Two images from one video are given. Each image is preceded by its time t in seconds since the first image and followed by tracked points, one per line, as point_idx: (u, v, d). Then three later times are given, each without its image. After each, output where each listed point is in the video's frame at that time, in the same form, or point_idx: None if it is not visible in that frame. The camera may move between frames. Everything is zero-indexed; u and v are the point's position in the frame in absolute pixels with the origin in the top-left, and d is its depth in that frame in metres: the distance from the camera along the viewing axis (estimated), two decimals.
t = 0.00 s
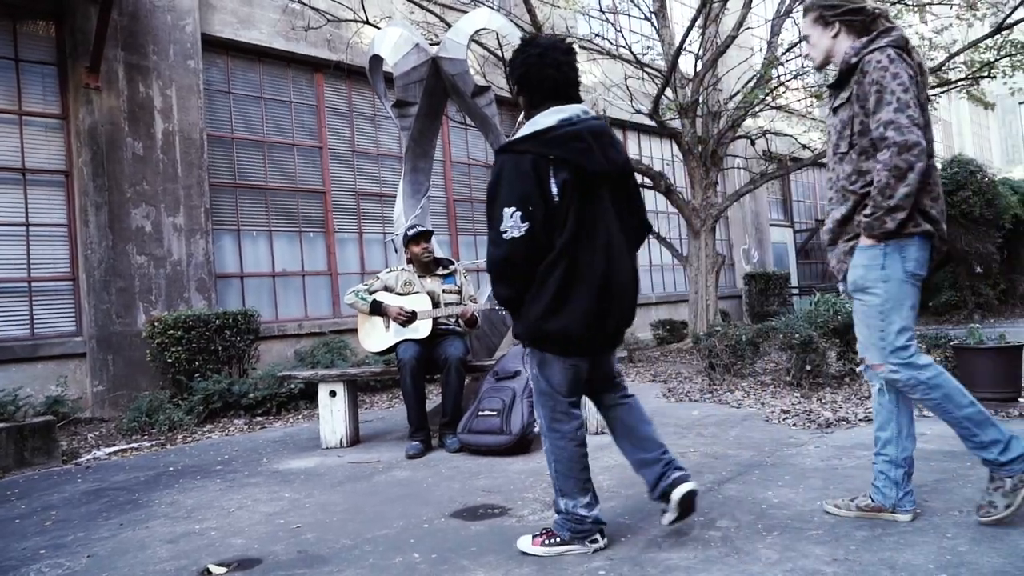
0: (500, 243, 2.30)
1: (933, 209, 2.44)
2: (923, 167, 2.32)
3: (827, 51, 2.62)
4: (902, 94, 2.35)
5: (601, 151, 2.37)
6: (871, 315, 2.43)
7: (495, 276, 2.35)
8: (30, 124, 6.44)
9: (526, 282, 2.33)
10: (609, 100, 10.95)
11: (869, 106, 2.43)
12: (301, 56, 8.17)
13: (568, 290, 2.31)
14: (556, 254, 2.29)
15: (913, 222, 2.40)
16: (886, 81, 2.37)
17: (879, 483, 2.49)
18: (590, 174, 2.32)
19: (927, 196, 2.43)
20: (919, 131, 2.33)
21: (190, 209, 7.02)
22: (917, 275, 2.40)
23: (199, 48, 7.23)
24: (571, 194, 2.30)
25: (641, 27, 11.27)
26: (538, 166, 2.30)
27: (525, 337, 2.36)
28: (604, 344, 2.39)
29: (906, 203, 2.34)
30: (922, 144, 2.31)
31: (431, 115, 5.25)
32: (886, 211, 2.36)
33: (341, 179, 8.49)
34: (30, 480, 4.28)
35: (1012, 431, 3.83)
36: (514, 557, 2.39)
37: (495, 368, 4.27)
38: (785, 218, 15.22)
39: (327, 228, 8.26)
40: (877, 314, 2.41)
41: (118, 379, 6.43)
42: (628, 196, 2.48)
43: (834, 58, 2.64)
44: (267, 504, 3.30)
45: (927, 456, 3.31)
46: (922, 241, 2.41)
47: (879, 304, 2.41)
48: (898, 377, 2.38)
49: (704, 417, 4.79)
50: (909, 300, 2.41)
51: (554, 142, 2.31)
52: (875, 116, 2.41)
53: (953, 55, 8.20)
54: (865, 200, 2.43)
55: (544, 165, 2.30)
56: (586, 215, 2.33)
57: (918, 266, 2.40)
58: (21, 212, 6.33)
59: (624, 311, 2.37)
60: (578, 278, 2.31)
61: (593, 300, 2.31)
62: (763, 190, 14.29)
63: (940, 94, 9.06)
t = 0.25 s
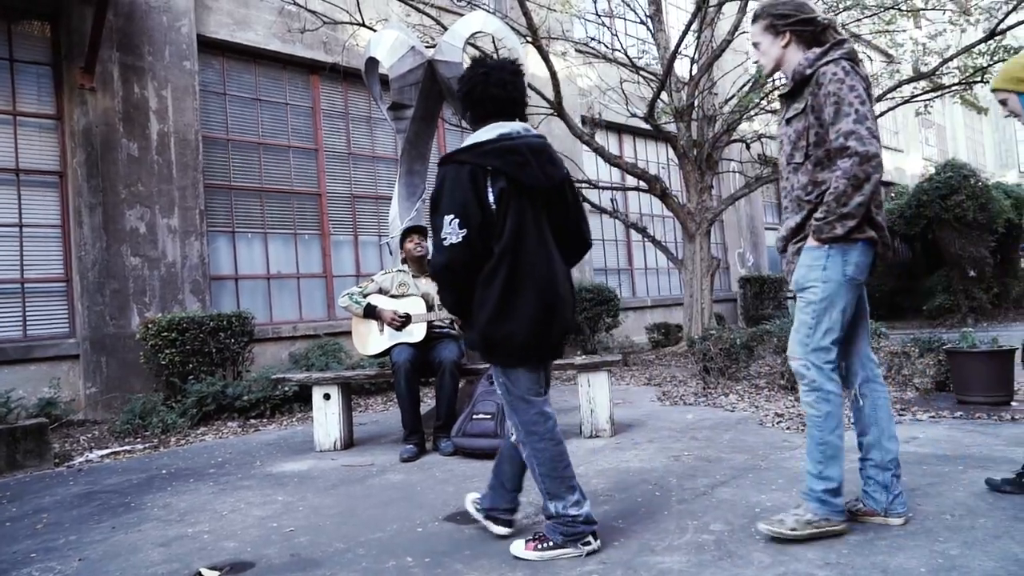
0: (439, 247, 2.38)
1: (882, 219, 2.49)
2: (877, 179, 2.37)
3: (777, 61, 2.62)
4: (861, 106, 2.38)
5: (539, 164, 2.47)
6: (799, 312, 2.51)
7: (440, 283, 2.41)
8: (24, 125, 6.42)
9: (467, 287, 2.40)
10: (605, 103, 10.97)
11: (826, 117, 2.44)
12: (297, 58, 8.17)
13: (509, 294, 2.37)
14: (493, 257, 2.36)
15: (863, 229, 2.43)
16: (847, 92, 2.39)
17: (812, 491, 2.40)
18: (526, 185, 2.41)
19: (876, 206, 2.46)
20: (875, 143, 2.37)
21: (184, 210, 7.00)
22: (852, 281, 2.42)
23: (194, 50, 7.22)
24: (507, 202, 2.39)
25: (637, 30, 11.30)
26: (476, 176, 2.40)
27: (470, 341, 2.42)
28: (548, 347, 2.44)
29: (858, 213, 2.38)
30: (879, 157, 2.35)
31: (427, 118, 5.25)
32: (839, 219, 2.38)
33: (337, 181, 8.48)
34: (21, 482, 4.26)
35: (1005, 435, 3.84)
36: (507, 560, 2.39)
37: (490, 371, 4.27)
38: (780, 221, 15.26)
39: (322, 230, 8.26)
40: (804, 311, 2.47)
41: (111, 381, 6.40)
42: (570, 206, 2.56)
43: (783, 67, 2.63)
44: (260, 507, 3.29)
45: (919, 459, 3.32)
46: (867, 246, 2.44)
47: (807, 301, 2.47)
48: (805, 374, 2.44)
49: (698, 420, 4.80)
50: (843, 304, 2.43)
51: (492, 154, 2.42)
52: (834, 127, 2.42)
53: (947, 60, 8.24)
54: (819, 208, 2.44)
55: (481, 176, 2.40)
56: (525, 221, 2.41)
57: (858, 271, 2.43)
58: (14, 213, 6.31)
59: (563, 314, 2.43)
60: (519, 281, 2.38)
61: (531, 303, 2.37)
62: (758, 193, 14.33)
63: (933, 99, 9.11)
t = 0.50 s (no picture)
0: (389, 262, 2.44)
1: (820, 242, 2.50)
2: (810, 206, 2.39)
3: (728, 74, 2.65)
4: (796, 132, 2.41)
5: (488, 192, 2.59)
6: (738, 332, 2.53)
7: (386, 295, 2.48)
8: (17, 133, 6.41)
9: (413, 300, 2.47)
10: (599, 111, 11.02)
11: (765, 141, 2.47)
12: (292, 67, 8.18)
13: (454, 312, 2.45)
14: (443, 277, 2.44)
15: (794, 251, 2.45)
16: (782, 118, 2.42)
17: (727, 504, 2.42)
18: (476, 211, 2.52)
19: (811, 229, 2.48)
20: (809, 170, 2.40)
21: (178, 218, 6.99)
22: (784, 302, 2.43)
23: (188, 58, 7.22)
24: (458, 224, 2.48)
25: (630, 39, 11.36)
26: (429, 198, 2.48)
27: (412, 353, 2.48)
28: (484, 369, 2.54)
29: (789, 239, 2.41)
30: (811, 184, 2.37)
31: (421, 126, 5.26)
32: (768, 244, 2.41)
33: (331, 189, 8.49)
34: (13, 492, 4.23)
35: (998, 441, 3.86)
36: (501, 569, 2.38)
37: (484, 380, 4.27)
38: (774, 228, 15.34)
39: (317, 238, 8.26)
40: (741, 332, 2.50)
41: (104, 390, 6.38)
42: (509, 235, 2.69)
43: (734, 82, 2.66)
44: (253, 516, 3.27)
45: (912, 466, 3.33)
46: (799, 267, 2.45)
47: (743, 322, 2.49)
48: (742, 393, 2.46)
49: (693, 427, 4.80)
50: (776, 326, 2.44)
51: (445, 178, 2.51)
52: (770, 152, 2.45)
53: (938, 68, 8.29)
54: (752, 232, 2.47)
55: (434, 198, 2.49)
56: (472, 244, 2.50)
57: (790, 292, 2.43)
58: (7, 221, 6.29)
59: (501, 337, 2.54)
60: (464, 300, 2.46)
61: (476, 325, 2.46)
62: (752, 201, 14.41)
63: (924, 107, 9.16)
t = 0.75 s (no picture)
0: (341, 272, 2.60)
1: (754, 251, 2.51)
2: (736, 218, 2.40)
3: (676, 73, 2.64)
4: (723, 142, 2.40)
5: (437, 213, 2.79)
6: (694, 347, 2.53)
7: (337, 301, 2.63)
8: (11, 141, 6.41)
9: (361, 308, 2.62)
10: (593, 120, 11.08)
11: (696, 149, 2.47)
12: (287, 75, 8.20)
13: (398, 322, 2.62)
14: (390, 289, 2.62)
15: (728, 260, 2.46)
16: (709, 129, 2.42)
17: (715, 517, 2.42)
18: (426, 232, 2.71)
19: (743, 238, 2.49)
20: (735, 183, 2.40)
21: (172, 226, 6.98)
22: (736, 311, 2.44)
23: (184, 66, 7.23)
24: (409, 242, 2.66)
25: (624, 49, 11.44)
26: (384, 215, 2.66)
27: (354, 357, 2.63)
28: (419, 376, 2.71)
29: (720, 251, 2.42)
30: (736, 197, 2.38)
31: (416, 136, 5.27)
32: (700, 257, 2.43)
33: (326, 197, 8.50)
34: (4, 501, 4.21)
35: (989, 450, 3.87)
36: None
37: (477, 389, 4.25)
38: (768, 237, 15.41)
39: (311, 246, 8.26)
40: (696, 345, 2.50)
41: (96, 398, 6.35)
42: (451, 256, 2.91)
43: (682, 80, 2.65)
44: (246, 526, 3.26)
45: (904, 475, 3.34)
46: (739, 275, 2.46)
47: (697, 336, 2.49)
48: (713, 406, 2.45)
49: (686, 435, 4.81)
50: (730, 336, 2.44)
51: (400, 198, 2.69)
52: (698, 161, 2.45)
53: (930, 77, 8.36)
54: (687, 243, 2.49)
55: (389, 216, 2.67)
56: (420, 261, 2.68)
57: (734, 301, 2.44)
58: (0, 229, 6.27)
59: (439, 351, 2.73)
60: (408, 312, 2.64)
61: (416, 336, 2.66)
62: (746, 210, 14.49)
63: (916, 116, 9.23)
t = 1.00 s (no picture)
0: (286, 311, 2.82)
1: (715, 272, 2.52)
2: (693, 241, 2.42)
3: (631, 93, 2.69)
4: (675, 168, 2.44)
5: (383, 243, 2.93)
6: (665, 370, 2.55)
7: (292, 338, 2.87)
8: (7, 153, 6.41)
9: (310, 343, 2.85)
10: (589, 136, 11.15)
11: (650, 174, 2.51)
12: (285, 90, 8.23)
13: (343, 351, 2.81)
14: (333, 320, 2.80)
15: (689, 282, 2.48)
16: (660, 154, 2.45)
17: (705, 536, 2.43)
18: (367, 262, 2.85)
19: (701, 261, 2.51)
20: (689, 207, 2.43)
21: (167, 239, 6.98)
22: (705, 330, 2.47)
23: (181, 80, 7.26)
24: (349, 276, 2.83)
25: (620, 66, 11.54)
26: (324, 254, 2.85)
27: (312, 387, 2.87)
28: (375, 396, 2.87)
29: (679, 274, 2.43)
30: (690, 221, 2.41)
31: (412, 151, 5.30)
32: (660, 281, 2.44)
33: (322, 211, 8.51)
34: None
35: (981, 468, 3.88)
36: None
37: (471, 405, 4.25)
38: (762, 253, 15.49)
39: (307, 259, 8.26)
40: (669, 368, 2.52)
41: (88, 412, 6.31)
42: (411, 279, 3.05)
43: (637, 100, 2.71)
44: (237, 543, 3.24)
45: (897, 494, 3.34)
46: (701, 296, 2.48)
47: (669, 358, 2.50)
48: (691, 427, 2.45)
49: (680, 452, 4.80)
50: (699, 355, 2.47)
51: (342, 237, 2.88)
52: (652, 185, 2.48)
53: (922, 96, 8.44)
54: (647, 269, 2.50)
55: (330, 254, 2.85)
56: (362, 292, 2.85)
57: (699, 321, 2.46)
58: None
59: (392, 370, 2.84)
60: (351, 341, 2.81)
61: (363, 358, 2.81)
62: (740, 226, 14.56)
63: (909, 135, 9.31)
